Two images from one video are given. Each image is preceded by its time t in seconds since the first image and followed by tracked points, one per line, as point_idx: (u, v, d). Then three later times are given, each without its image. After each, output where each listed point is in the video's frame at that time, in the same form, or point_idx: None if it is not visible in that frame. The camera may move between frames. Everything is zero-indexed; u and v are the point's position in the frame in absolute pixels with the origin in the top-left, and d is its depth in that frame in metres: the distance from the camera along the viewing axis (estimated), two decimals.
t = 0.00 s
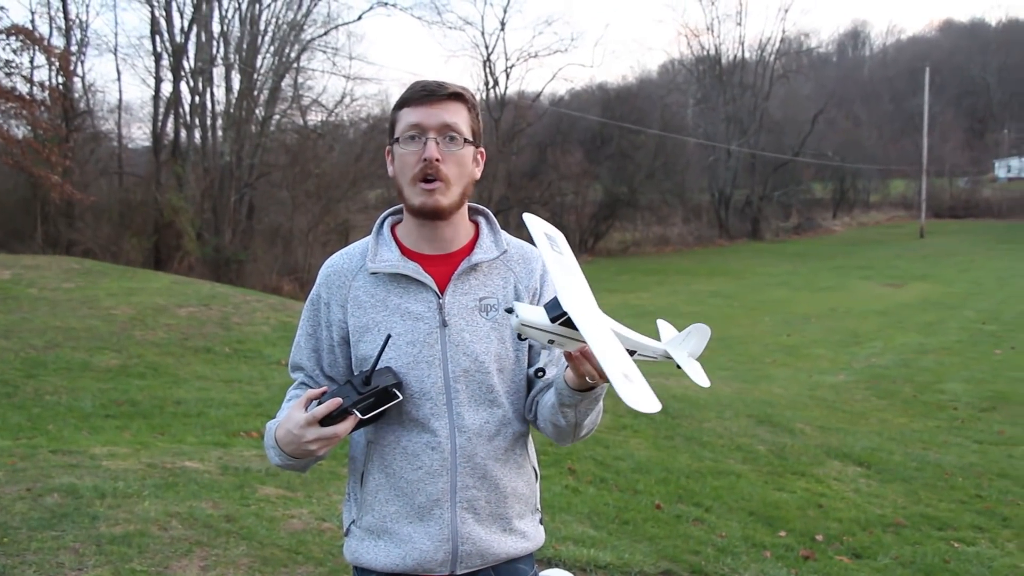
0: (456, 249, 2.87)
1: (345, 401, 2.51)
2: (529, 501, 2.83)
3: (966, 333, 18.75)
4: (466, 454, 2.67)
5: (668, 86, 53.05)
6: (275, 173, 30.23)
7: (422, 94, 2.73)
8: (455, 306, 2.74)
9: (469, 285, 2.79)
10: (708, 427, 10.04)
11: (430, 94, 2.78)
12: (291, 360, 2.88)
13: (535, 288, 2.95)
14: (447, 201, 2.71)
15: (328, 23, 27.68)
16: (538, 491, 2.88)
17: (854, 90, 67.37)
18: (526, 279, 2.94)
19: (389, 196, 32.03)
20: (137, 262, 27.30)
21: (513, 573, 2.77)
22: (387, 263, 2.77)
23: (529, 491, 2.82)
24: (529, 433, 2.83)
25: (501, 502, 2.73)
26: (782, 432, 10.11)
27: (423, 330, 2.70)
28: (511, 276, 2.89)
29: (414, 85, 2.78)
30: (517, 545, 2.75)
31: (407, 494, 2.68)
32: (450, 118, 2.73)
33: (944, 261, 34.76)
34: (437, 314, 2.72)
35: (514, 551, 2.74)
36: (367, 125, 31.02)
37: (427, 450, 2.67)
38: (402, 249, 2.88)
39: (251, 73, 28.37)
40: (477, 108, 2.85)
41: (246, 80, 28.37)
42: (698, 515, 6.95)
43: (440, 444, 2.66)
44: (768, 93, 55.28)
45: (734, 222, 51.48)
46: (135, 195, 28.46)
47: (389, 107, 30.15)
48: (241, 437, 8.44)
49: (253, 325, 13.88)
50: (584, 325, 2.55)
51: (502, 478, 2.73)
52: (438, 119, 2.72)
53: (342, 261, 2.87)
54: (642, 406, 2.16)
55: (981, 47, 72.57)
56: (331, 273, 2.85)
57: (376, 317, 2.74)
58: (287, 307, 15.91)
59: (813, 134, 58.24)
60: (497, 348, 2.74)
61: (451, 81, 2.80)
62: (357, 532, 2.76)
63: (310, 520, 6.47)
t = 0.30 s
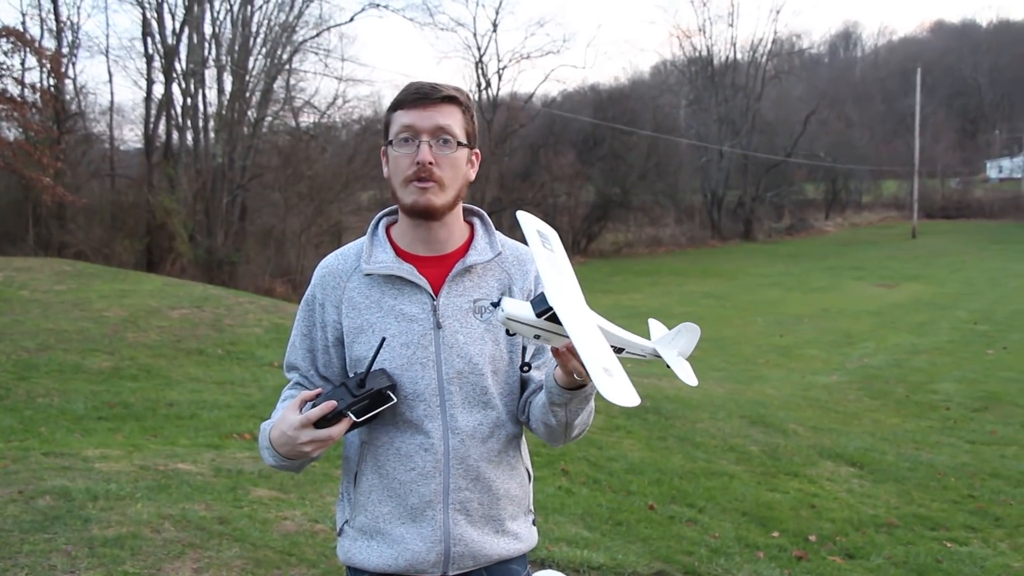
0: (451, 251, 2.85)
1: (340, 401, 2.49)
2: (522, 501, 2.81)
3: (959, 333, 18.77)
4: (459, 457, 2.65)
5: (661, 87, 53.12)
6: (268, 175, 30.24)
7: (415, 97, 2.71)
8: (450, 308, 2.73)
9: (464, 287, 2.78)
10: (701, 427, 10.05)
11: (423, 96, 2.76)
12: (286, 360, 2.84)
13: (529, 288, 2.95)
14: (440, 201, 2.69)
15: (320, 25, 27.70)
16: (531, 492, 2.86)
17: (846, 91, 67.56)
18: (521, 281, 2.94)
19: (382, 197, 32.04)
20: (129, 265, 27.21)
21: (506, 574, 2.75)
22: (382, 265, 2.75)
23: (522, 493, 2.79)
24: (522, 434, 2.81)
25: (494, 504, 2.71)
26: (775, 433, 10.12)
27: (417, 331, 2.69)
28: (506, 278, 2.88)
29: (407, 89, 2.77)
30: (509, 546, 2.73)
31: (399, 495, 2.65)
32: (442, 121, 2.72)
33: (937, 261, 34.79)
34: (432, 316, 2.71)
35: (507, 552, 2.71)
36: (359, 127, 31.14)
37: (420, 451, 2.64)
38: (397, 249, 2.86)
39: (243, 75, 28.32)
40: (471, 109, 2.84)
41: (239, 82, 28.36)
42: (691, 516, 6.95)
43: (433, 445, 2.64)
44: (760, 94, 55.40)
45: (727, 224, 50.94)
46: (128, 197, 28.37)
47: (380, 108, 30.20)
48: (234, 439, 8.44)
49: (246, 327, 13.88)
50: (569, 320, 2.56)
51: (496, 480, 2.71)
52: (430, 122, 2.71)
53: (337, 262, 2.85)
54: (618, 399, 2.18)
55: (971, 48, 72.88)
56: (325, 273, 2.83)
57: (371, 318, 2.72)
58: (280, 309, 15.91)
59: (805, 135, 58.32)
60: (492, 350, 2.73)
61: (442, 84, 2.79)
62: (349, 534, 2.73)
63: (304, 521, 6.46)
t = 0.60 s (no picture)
0: (452, 252, 2.85)
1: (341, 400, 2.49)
2: (522, 501, 2.80)
3: (957, 333, 18.75)
4: (459, 457, 2.64)
5: (659, 87, 53.17)
6: (267, 176, 30.27)
7: (414, 95, 2.71)
8: (452, 308, 2.73)
9: (465, 288, 2.78)
10: (700, 428, 10.06)
11: (423, 95, 2.76)
12: (287, 359, 2.83)
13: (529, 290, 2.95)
14: (441, 200, 2.69)
15: (319, 25, 27.72)
16: (531, 493, 2.85)
17: (844, 91, 67.57)
18: (522, 284, 2.94)
19: (380, 198, 32.05)
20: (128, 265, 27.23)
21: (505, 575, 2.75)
22: (383, 264, 2.74)
23: (521, 494, 2.78)
24: (523, 435, 2.80)
25: (494, 505, 2.70)
26: (773, 433, 10.12)
27: (418, 331, 2.69)
28: (506, 278, 2.89)
29: (406, 87, 2.76)
30: (509, 548, 2.72)
31: (399, 496, 2.65)
32: (440, 118, 2.71)
33: (935, 262, 34.76)
34: (433, 316, 2.71)
35: (507, 553, 2.71)
36: (357, 127, 31.23)
37: (419, 451, 2.64)
38: (399, 250, 2.86)
39: (242, 75, 28.34)
40: (470, 109, 2.83)
41: (238, 82, 28.39)
42: (690, 516, 6.95)
43: (433, 446, 2.64)
44: (758, 94, 55.43)
45: (725, 224, 51.03)
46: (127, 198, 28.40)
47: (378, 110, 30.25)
48: (232, 440, 8.44)
49: (244, 328, 13.88)
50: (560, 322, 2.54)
51: (496, 480, 2.70)
52: (429, 118, 2.71)
53: (339, 261, 2.85)
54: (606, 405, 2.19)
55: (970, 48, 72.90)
56: (327, 272, 2.83)
57: (371, 318, 2.72)
58: (278, 310, 15.92)
59: (804, 135, 58.33)
60: (492, 351, 2.73)
61: (443, 83, 2.78)
62: (349, 534, 2.72)
63: (302, 522, 6.47)
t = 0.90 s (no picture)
0: (455, 251, 2.85)
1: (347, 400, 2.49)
2: (524, 499, 2.80)
3: (958, 334, 18.72)
4: (463, 455, 2.64)
5: (659, 88, 53.19)
6: (267, 176, 30.27)
7: (432, 101, 2.68)
8: (457, 307, 2.73)
9: (469, 286, 2.79)
10: (700, 428, 10.06)
11: (441, 99, 2.73)
12: (288, 359, 2.82)
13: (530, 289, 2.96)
14: (462, 205, 2.69)
15: (319, 25, 27.70)
16: (533, 491, 2.85)
17: (844, 92, 67.53)
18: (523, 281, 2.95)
19: (380, 198, 32.02)
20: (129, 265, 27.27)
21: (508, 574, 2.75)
22: (388, 263, 2.75)
23: (525, 493, 2.78)
24: (526, 433, 2.80)
25: (498, 502, 2.70)
26: (774, 434, 10.11)
27: (422, 329, 2.69)
28: (509, 275, 2.90)
29: (423, 89, 2.72)
30: (512, 546, 2.72)
31: (404, 494, 2.65)
32: (463, 126, 2.70)
33: (936, 262, 34.71)
34: (437, 315, 2.71)
35: (511, 552, 2.71)
36: (357, 127, 31.23)
37: (424, 449, 2.64)
38: (403, 249, 2.86)
39: (243, 75, 28.37)
40: (486, 114, 2.83)
41: (238, 82, 28.44)
42: (690, 517, 6.95)
43: (437, 444, 2.64)
44: (758, 95, 55.40)
45: (725, 224, 51.43)
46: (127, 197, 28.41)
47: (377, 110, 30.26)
48: (232, 440, 8.45)
49: (244, 328, 13.89)
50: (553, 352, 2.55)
51: (500, 479, 2.70)
52: (453, 127, 2.68)
53: (342, 260, 2.84)
54: (576, 483, 2.18)
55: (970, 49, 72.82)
56: (330, 271, 2.82)
57: (375, 316, 2.72)
58: (278, 310, 15.93)
59: (804, 136, 58.30)
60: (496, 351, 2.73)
61: (459, 87, 2.76)
62: (352, 533, 2.72)
63: (302, 522, 6.47)
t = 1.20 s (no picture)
0: (456, 251, 2.86)
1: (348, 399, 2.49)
2: (526, 498, 2.78)
3: (959, 336, 18.70)
4: (464, 454, 2.63)
5: (660, 88, 53.18)
6: (268, 175, 30.27)
7: (445, 116, 2.63)
8: (457, 305, 2.74)
9: (469, 284, 2.79)
10: (701, 429, 10.06)
11: (449, 112, 2.68)
12: (291, 359, 2.83)
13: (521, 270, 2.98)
14: (471, 214, 2.70)
15: (321, 25, 27.69)
16: (536, 489, 2.84)
17: (846, 93, 67.49)
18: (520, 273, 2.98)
19: (381, 198, 32.00)
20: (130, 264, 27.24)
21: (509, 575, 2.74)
22: (389, 262, 2.75)
23: (527, 492, 2.77)
24: (528, 428, 2.80)
25: (499, 502, 2.69)
26: (775, 435, 10.10)
27: (424, 327, 2.69)
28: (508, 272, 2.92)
29: (432, 101, 2.66)
30: (514, 545, 2.71)
31: (405, 493, 2.65)
32: (474, 144, 2.68)
33: (936, 264, 34.65)
34: (437, 313, 2.71)
35: (513, 552, 2.70)
36: (358, 127, 31.23)
37: (424, 449, 2.63)
38: (404, 249, 2.87)
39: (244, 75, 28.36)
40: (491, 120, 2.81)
41: (240, 82, 28.45)
42: (691, 517, 6.95)
43: (437, 443, 2.63)
44: (759, 95, 55.37)
45: (726, 225, 51.40)
46: (129, 197, 28.44)
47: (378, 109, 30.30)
48: (233, 439, 8.45)
49: (245, 327, 13.88)
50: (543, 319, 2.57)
51: (502, 478, 2.69)
52: (467, 147, 2.66)
53: (343, 261, 2.84)
54: (595, 441, 2.23)
55: (971, 50, 72.83)
56: (331, 273, 2.82)
57: (377, 316, 2.71)
58: (278, 309, 15.93)
59: (805, 137, 58.24)
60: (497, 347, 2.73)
61: (470, 100, 2.71)
62: (352, 533, 2.72)
63: (303, 522, 6.46)
